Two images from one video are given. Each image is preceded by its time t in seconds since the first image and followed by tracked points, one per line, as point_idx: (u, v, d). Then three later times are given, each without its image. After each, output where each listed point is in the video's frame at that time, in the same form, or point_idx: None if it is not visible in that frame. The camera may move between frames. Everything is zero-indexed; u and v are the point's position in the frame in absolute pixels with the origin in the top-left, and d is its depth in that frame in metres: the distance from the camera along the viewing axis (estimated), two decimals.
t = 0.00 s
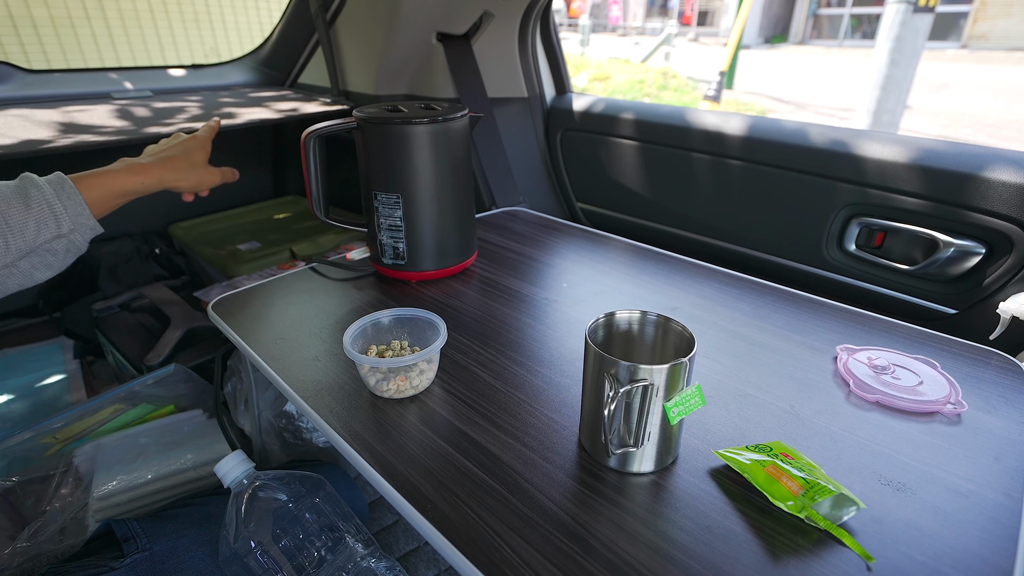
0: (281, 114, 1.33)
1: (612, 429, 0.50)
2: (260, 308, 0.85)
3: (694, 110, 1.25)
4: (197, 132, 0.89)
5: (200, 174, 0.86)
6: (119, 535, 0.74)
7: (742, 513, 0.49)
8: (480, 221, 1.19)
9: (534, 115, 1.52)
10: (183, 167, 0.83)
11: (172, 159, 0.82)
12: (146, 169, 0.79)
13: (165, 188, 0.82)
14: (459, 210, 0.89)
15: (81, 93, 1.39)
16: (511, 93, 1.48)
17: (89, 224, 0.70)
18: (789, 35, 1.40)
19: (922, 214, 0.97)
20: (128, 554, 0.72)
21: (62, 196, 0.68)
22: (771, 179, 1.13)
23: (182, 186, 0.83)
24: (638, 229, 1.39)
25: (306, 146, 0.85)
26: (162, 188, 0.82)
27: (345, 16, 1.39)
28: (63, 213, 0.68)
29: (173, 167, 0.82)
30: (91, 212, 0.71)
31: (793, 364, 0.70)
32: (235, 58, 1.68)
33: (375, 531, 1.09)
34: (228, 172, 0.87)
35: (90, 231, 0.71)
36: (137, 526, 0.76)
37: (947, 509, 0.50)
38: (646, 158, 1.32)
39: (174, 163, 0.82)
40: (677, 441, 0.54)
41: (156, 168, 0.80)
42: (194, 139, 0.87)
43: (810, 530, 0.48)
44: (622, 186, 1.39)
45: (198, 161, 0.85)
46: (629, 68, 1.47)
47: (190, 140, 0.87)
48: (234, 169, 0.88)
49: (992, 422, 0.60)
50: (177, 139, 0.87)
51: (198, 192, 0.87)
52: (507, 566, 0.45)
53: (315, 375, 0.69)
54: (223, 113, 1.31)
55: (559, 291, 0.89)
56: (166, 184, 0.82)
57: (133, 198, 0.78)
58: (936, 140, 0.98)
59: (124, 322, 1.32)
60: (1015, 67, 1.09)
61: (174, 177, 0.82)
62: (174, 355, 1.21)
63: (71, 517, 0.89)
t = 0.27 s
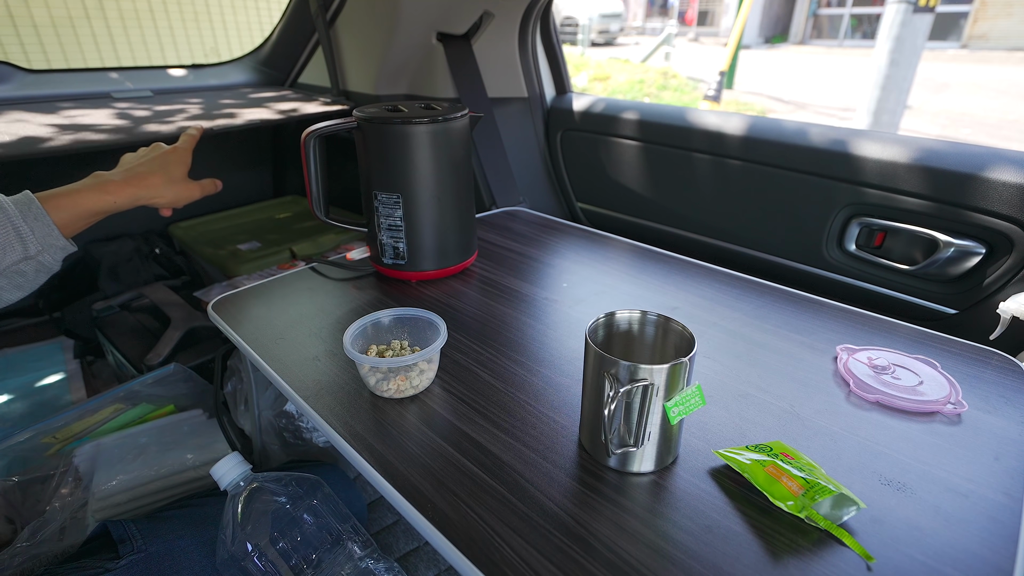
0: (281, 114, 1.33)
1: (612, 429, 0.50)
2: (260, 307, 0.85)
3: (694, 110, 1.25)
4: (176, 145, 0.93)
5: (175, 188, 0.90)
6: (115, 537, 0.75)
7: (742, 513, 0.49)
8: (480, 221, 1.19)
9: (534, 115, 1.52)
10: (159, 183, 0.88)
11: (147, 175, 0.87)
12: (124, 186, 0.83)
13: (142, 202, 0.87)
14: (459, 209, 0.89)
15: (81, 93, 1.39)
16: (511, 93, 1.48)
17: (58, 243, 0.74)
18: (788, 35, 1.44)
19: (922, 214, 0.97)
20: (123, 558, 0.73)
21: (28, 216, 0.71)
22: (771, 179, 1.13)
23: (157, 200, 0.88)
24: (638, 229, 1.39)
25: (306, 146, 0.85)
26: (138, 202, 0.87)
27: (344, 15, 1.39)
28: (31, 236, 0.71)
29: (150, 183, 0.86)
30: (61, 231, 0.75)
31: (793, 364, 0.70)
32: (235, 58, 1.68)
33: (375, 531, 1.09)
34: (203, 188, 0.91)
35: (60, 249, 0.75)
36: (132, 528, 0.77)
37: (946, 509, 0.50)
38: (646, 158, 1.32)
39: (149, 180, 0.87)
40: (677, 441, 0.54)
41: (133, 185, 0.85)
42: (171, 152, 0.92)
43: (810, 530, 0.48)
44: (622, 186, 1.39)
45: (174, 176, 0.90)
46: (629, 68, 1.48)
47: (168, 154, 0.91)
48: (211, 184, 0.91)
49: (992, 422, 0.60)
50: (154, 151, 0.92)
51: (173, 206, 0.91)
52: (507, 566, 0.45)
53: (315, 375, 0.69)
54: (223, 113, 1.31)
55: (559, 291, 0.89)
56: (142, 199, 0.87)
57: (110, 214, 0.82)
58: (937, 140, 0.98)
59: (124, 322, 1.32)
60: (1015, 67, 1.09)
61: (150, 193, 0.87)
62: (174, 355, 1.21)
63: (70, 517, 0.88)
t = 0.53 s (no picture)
0: (281, 114, 1.33)
1: (612, 429, 0.50)
2: (260, 307, 0.85)
3: (694, 110, 1.25)
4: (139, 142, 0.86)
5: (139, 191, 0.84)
6: (116, 537, 0.76)
7: (742, 513, 0.49)
8: (480, 221, 1.19)
9: (534, 115, 1.52)
10: (119, 187, 0.82)
11: (105, 180, 0.81)
12: (79, 194, 0.78)
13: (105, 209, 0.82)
14: (459, 209, 0.89)
15: (81, 93, 1.39)
16: (511, 92, 1.48)
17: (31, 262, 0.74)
18: (789, 35, 1.66)
19: (922, 213, 0.97)
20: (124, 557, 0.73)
21: None
22: (771, 179, 1.13)
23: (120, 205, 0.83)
24: (638, 229, 1.39)
25: (305, 146, 0.85)
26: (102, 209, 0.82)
27: (345, 15, 1.39)
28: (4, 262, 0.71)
29: (108, 189, 0.80)
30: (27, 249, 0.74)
31: (793, 364, 0.70)
32: (234, 58, 1.68)
33: (375, 531, 1.09)
34: (169, 188, 0.84)
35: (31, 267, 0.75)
36: (134, 528, 0.78)
37: (946, 508, 0.50)
38: (646, 157, 1.32)
39: (108, 185, 0.80)
40: (677, 441, 0.54)
41: (90, 191, 0.79)
42: (132, 152, 0.84)
43: (810, 530, 0.48)
44: (622, 186, 1.39)
45: (135, 178, 0.83)
46: (629, 69, 1.53)
47: (128, 154, 0.84)
48: (177, 184, 0.82)
49: (992, 421, 0.60)
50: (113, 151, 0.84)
51: (139, 208, 0.86)
52: (508, 566, 0.45)
53: (315, 374, 0.69)
54: (223, 113, 1.30)
55: (559, 291, 0.89)
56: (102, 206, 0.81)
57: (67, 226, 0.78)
58: (937, 140, 0.98)
59: (124, 322, 1.32)
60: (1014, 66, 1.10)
61: (110, 199, 0.81)
62: (174, 355, 1.21)
63: (70, 517, 0.89)
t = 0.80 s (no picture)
0: (281, 114, 1.32)
1: (612, 429, 0.50)
2: (260, 307, 0.85)
3: (694, 110, 1.25)
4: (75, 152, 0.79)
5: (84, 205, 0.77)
6: (116, 537, 0.75)
7: (742, 513, 0.49)
8: (480, 221, 1.18)
9: (534, 115, 1.52)
10: (64, 203, 0.76)
11: (48, 198, 0.75)
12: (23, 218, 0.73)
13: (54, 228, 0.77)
14: (459, 209, 0.89)
15: (81, 93, 1.39)
16: (511, 92, 1.48)
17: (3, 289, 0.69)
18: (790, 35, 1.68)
19: (922, 213, 0.97)
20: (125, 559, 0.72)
21: None
22: (772, 179, 1.13)
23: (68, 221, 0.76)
24: (638, 229, 1.39)
25: (305, 146, 0.85)
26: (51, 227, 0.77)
27: (345, 15, 1.39)
28: None
29: (53, 207, 0.75)
30: None
31: (793, 364, 0.70)
32: (234, 58, 1.68)
33: (375, 531, 1.09)
34: (115, 199, 0.78)
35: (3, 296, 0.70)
36: (134, 529, 0.77)
37: (946, 508, 0.50)
38: (646, 157, 1.32)
39: (52, 203, 0.75)
40: (678, 441, 0.54)
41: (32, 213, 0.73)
42: (69, 162, 0.78)
43: (810, 530, 0.48)
44: (622, 186, 1.39)
45: (77, 192, 0.77)
46: (629, 69, 1.52)
47: (65, 165, 0.78)
48: (124, 194, 0.77)
49: (991, 422, 0.60)
50: (48, 161, 0.78)
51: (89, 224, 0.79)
52: (508, 566, 0.45)
53: (316, 374, 0.69)
54: (223, 113, 1.30)
55: (559, 291, 0.89)
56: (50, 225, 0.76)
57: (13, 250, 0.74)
58: (937, 140, 0.98)
59: (124, 322, 1.32)
60: (1014, 67, 1.10)
61: (56, 217, 0.75)
62: (174, 355, 1.21)
63: (71, 517, 0.89)
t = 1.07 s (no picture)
0: (281, 114, 1.32)
1: (612, 429, 0.50)
2: (260, 307, 0.85)
3: (694, 110, 1.25)
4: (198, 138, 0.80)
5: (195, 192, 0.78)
6: (117, 538, 0.74)
7: (742, 513, 0.49)
8: (480, 221, 1.18)
9: (534, 115, 1.52)
10: (179, 189, 0.76)
11: (162, 180, 0.75)
12: (141, 193, 0.73)
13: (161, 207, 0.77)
14: (459, 209, 0.89)
15: (81, 93, 1.39)
16: (511, 92, 1.48)
17: (89, 246, 0.69)
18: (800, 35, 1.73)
19: (922, 213, 0.97)
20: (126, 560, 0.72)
21: (58, 221, 0.66)
22: (772, 179, 1.13)
23: (179, 207, 0.77)
24: (639, 229, 1.39)
25: (306, 146, 0.85)
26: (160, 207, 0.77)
27: (345, 15, 1.39)
28: (63, 237, 0.66)
29: (165, 189, 0.75)
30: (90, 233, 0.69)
31: (794, 364, 0.70)
32: (234, 58, 1.68)
33: (375, 531, 1.09)
34: (222, 191, 0.79)
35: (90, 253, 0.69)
36: (135, 529, 0.76)
37: (946, 508, 0.50)
38: (646, 157, 1.32)
39: (165, 186, 0.75)
40: (678, 441, 0.54)
41: (147, 191, 0.74)
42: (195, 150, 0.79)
43: (810, 530, 0.48)
44: (622, 186, 1.39)
45: (194, 180, 0.78)
46: (629, 69, 1.55)
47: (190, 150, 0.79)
48: (229, 188, 0.78)
49: (992, 422, 0.60)
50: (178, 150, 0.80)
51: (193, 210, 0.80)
52: (508, 566, 0.45)
53: (316, 374, 0.69)
54: (223, 113, 1.30)
55: (559, 291, 0.89)
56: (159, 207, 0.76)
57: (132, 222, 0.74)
58: (937, 140, 0.98)
59: (124, 322, 1.32)
60: (1014, 66, 1.10)
61: (166, 200, 0.75)
62: (174, 355, 1.21)
63: (71, 517, 0.89)
